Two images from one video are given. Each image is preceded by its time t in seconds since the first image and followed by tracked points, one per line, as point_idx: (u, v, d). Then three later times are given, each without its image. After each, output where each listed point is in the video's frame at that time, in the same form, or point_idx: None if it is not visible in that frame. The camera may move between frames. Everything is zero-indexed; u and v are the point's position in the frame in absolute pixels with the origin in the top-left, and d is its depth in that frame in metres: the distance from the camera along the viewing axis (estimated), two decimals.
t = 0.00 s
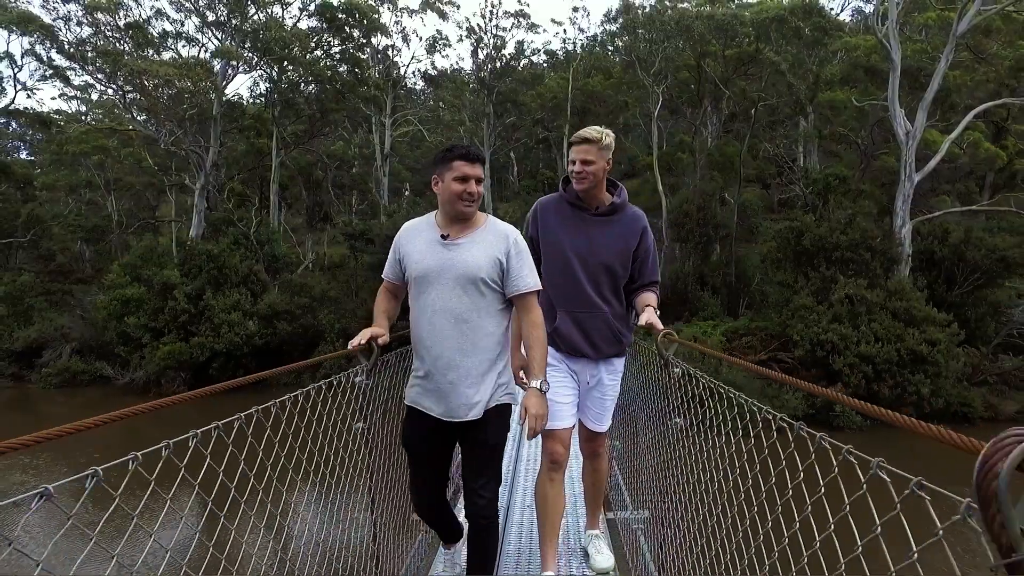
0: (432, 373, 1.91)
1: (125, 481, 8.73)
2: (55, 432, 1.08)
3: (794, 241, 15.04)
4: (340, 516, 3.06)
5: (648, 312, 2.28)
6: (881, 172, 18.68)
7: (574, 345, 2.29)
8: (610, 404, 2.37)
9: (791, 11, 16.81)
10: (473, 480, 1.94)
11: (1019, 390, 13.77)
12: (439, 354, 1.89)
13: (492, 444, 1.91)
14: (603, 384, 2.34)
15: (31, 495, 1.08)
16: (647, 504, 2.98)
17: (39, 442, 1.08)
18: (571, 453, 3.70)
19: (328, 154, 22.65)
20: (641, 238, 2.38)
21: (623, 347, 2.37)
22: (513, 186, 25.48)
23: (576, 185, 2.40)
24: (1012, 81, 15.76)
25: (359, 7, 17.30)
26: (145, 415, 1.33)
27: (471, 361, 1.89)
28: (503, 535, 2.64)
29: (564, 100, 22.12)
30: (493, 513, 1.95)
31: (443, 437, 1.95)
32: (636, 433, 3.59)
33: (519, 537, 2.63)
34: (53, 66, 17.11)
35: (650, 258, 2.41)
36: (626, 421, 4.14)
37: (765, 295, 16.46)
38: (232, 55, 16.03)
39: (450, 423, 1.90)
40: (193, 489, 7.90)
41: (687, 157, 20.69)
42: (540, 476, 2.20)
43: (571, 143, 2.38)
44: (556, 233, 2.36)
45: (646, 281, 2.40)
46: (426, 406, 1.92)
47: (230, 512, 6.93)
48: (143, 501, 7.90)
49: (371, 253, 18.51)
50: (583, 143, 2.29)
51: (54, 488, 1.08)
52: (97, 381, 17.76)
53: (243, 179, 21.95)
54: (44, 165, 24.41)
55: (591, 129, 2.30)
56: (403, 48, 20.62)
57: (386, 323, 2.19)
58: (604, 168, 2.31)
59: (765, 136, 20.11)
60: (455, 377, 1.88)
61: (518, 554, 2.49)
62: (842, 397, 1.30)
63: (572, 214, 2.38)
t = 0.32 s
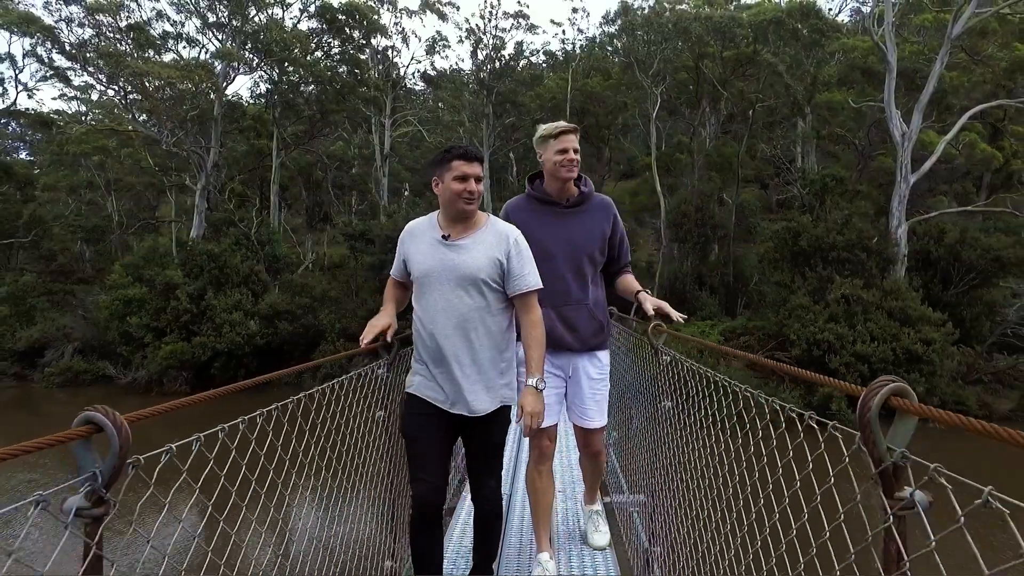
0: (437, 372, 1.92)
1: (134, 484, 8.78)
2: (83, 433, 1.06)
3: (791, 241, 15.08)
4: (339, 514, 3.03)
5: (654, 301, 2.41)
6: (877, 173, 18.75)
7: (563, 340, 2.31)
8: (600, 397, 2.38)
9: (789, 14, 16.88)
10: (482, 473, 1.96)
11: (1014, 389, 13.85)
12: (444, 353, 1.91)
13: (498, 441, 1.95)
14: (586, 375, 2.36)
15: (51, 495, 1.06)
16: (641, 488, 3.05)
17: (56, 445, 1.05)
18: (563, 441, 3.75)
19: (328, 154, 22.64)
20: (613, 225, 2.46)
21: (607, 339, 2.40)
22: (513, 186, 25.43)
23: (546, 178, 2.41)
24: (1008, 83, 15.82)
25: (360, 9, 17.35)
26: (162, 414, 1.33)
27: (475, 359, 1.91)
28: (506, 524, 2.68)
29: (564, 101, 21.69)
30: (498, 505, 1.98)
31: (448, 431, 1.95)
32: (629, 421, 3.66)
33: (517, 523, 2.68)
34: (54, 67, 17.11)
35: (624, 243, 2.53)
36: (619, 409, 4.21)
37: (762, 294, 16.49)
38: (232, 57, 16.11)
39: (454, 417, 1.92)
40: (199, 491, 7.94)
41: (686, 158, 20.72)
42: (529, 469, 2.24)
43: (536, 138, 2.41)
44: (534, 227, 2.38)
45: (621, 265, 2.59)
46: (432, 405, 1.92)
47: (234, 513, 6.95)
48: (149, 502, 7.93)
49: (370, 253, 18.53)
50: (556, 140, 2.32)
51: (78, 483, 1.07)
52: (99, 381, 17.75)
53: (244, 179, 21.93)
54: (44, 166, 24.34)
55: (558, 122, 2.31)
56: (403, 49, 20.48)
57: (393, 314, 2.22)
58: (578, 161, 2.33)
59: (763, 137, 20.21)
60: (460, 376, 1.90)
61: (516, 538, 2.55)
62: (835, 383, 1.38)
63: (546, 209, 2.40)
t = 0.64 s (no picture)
0: (433, 371, 1.93)
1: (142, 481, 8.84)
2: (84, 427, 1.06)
3: (789, 241, 15.10)
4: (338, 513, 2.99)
5: (633, 288, 2.43)
6: (876, 173, 18.82)
7: (548, 338, 2.33)
8: (591, 385, 2.32)
9: (788, 16, 16.91)
10: (482, 471, 2.01)
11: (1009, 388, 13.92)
12: (438, 351, 1.92)
13: (496, 439, 1.98)
14: (574, 370, 2.36)
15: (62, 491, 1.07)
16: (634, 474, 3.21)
17: (64, 440, 1.05)
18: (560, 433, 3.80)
19: (328, 155, 22.64)
20: (592, 220, 2.49)
21: (593, 331, 2.40)
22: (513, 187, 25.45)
23: (525, 180, 2.43)
24: (1005, 84, 15.87)
25: (360, 11, 17.39)
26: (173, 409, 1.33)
27: (468, 355, 1.92)
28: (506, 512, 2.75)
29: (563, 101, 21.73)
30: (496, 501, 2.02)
31: (445, 432, 1.99)
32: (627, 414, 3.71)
33: (515, 511, 2.74)
34: (55, 68, 17.11)
35: (605, 236, 2.57)
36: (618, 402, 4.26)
37: (760, 295, 16.53)
38: (234, 59, 16.15)
39: (448, 416, 1.94)
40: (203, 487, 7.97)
41: (685, 159, 20.76)
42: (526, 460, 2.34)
43: (514, 139, 2.44)
44: (515, 231, 2.40)
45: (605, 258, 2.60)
46: (430, 403, 1.94)
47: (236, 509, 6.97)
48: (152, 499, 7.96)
49: (370, 253, 18.56)
50: (533, 140, 2.36)
51: (86, 482, 1.07)
52: (101, 381, 17.77)
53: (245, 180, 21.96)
54: (45, 166, 24.33)
55: (536, 127, 2.35)
56: (403, 50, 20.56)
57: (384, 325, 2.20)
58: (557, 161, 2.34)
59: (761, 138, 20.29)
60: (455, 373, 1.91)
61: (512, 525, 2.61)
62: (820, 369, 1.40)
63: (526, 213, 2.42)
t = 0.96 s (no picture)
0: (435, 367, 1.94)
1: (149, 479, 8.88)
2: (82, 414, 1.07)
3: (787, 241, 15.10)
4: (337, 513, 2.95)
5: (631, 287, 2.43)
6: (875, 174, 18.83)
7: (546, 339, 2.34)
8: (585, 384, 2.32)
9: (786, 15, 16.92)
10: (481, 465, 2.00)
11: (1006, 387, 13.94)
12: (442, 347, 1.93)
13: (496, 429, 1.97)
14: (569, 369, 2.35)
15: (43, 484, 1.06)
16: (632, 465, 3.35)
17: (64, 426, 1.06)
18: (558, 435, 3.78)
19: (329, 155, 22.68)
20: (589, 222, 2.51)
21: (589, 331, 2.41)
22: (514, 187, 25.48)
23: (525, 183, 2.46)
24: (1004, 85, 15.87)
25: (362, 12, 17.45)
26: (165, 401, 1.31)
27: (472, 349, 1.93)
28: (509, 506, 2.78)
29: (564, 101, 22.19)
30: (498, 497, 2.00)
31: (444, 421, 2.00)
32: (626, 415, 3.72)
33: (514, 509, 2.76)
34: (58, 69, 17.17)
35: (603, 238, 2.59)
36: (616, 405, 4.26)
37: (759, 295, 16.53)
38: (236, 60, 16.20)
39: (449, 407, 1.95)
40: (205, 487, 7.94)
41: (684, 159, 20.76)
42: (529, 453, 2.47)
43: (515, 143, 2.47)
44: (514, 233, 2.42)
45: (601, 259, 2.61)
46: (433, 399, 1.95)
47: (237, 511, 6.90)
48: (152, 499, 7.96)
49: (370, 253, 18.57)
50: (535, 145, 2.40)
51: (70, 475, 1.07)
52: (105, 381, 17.79)
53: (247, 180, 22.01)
54: (48, 167, 24.37)
55: (537, 133, 2.40)
56: (403, 51, 20.58)
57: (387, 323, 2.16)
58: (560, 167, 2.39)
59: (761, 138, 20.30)
60: (458, 368, 1.92)
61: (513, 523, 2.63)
62: (840, 376, 1.44)
63: (525, 215, 2.44)
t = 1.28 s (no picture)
0: (448, 373, 1.95)
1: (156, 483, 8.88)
2: (108, 433, 1.05)
3: (786, 242, 15.14)
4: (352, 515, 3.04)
5: (643, 294, 2.44)
6: (874, 175, 18.81)
7: (551, 341, 2.37)
8: (590, 391, 2.36)
9: (786, 19, 17.20)
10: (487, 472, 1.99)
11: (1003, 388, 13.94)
12: (456, 355, 1.95)
13: (497, 430, 1.97)
14: (575, 372, 2.38)
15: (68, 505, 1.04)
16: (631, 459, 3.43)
17: (90, 443, 1.04)
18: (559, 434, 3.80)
19: (330, 156, 22.71)
20: (603, 227, 2.52)
21: (597, 337, 2.41)
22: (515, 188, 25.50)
23: (543, 187, 2.48)
24: (1003, 87, 15.87)
25: (362, 13, 17.48)
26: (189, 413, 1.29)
27: (487, 361, 1.95)
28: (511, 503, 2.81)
29: (564, 103, 22.06)
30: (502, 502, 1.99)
31: (452, 426, 2.00)
32: (626, 413, 3.78)
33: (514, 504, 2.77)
34: (60, 70, 17.19)
35: (615, 243, 2.59)
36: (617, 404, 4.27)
37: (759, 295, 16.55)
38: (239, 62, 16.26)
39: (463, 413, 1.96)
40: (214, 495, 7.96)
41: (684, 160, 20.78)
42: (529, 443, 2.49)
43: (535, 146, 2.48)
44: (525, 235, 2.45)
45: (613, 265, 2.62)
46: (441, 403, 1.96)
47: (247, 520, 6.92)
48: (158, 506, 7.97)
49: (370, 253, 18.57)
50: (555, 148, 2.41)
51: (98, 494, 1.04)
52: (108, 380, 17.81)
53: (249, 181, 22.03)
54: (50, 167, 24.39)
55: (558, 137, 2.41)
56: (404, 52, 20.59)
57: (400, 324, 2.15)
58: (577, 171, 2.41)
59: (761, 139, 20.32)
60: (470, 378, 1.94)
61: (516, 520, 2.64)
62: (844, 379, 1.44)
63: (536, 218, 2.47)
